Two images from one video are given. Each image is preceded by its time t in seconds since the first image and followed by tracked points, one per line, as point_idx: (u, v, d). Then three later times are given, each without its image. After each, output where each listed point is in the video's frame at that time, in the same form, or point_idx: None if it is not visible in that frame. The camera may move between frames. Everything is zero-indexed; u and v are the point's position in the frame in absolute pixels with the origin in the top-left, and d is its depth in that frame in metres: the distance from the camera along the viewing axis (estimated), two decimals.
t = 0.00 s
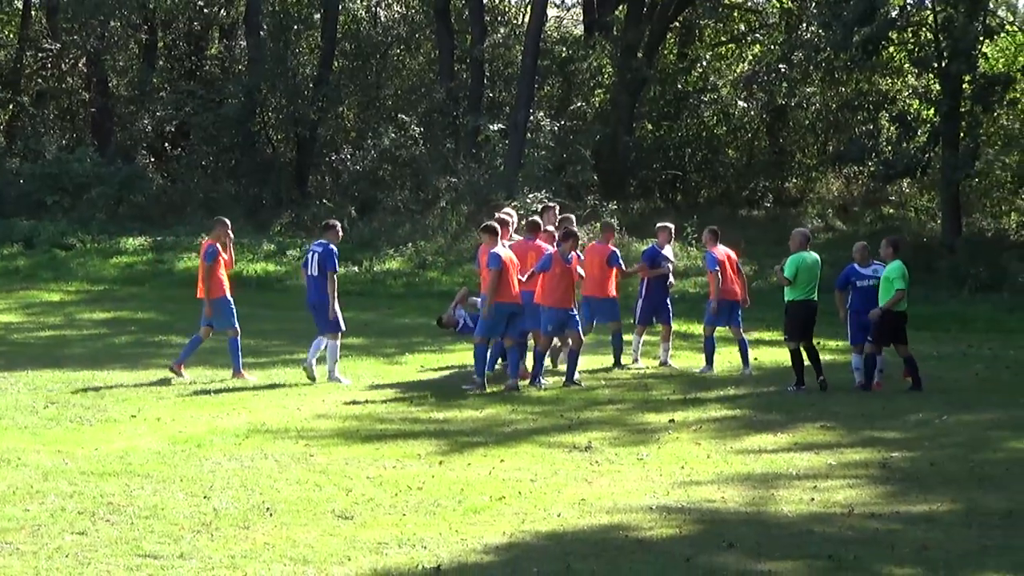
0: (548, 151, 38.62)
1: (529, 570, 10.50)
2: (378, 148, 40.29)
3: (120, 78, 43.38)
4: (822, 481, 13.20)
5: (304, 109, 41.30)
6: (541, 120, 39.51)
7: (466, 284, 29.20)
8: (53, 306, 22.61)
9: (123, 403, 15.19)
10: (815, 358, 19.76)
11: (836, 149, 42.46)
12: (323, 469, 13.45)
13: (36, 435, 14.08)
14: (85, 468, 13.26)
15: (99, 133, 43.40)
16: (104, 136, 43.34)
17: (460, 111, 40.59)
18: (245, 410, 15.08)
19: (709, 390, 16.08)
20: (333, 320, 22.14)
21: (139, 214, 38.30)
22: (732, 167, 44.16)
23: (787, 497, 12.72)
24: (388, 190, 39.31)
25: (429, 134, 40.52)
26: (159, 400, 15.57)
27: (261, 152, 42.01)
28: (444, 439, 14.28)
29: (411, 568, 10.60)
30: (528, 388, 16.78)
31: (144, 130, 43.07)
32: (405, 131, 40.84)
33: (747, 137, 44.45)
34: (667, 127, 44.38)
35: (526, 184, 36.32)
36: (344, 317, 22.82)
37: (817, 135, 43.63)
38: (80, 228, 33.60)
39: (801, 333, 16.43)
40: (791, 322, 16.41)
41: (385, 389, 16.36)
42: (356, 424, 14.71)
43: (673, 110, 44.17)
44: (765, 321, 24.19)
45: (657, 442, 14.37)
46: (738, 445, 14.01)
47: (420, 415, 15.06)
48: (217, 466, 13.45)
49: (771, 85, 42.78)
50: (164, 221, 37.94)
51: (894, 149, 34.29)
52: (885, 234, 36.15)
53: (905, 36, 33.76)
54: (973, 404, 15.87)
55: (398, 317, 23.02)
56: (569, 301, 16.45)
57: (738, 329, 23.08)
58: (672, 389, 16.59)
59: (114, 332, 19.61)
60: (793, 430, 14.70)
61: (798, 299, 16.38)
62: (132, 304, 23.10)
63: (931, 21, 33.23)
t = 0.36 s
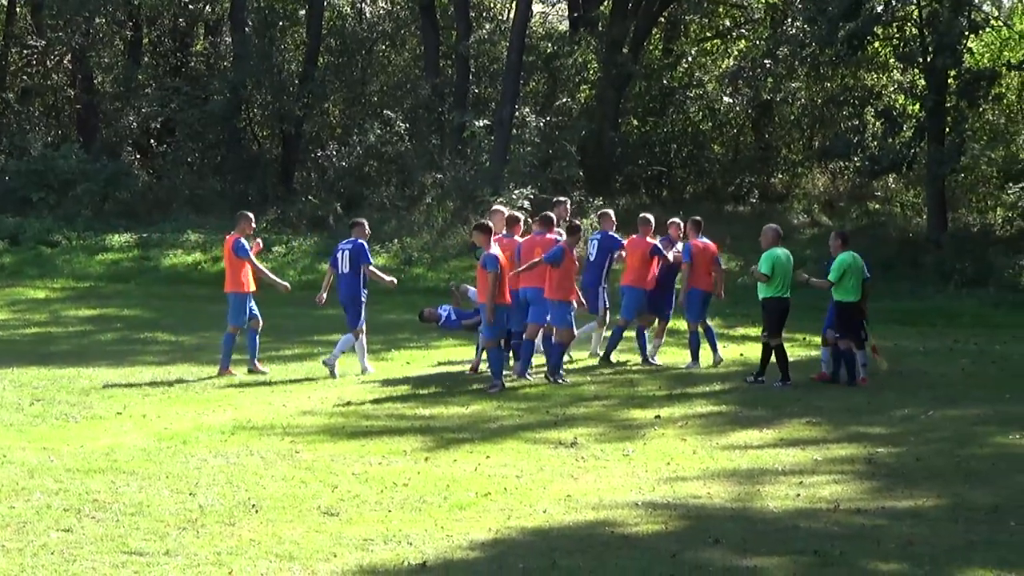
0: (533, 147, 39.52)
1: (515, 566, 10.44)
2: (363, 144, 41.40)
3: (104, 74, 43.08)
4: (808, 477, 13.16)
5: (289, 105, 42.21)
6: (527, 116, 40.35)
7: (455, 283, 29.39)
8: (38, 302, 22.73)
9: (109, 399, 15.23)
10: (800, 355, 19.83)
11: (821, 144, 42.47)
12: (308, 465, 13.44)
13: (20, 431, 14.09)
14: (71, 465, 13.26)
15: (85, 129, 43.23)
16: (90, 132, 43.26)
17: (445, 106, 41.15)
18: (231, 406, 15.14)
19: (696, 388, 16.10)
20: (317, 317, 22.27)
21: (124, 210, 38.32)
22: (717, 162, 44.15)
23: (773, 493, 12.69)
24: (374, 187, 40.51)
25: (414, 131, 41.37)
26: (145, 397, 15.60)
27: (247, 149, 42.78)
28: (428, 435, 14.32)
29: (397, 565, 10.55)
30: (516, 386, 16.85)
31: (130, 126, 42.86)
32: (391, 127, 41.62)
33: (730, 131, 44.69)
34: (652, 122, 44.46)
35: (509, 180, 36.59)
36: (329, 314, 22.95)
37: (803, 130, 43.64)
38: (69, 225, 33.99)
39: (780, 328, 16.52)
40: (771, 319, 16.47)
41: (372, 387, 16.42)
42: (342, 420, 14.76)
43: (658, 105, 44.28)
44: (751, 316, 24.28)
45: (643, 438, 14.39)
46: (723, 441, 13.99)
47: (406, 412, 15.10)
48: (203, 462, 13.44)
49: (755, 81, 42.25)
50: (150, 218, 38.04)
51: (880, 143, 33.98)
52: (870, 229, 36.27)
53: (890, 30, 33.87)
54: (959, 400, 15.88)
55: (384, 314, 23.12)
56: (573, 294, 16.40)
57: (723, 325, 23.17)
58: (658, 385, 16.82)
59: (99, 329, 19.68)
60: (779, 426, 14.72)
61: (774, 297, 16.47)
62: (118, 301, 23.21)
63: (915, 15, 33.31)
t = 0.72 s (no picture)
0: (521, 145, 39.70)
1: (504, 565, 10.42)
2: (353, 143, 41.64)
3: (93, 73, 43.06)
4: (796, 474, 13.14)
5: (278, 103, 42.47)
6: (514, 114, 40.63)
7: (445, 283, 29.46)
8: (26, 300, 22.76)
9: (97, 398, 15.23)
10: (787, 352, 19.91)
11: (810, 142, 42.25)
12: (297, 464, 13.42)
13: (7, 430, 14.08)
14: (60, 464, 13.24)
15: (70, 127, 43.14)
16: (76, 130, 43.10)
17: (434, 104, 41.63)
18: (220, 405, 15.15)
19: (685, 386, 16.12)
20: (306, 316, 22.30)
21: (112, 209, 38.26)
22: (705, 160, 44.33)
23: (761, 491, 12.68)
24: (362, 184, 40.94)
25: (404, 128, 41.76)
26: (133, 396, 15.62)
27: (236, 146, 42.60)
28: (417, 432, 14.36)
29: (385, 563, 10.52)
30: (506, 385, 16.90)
31: (117, 125, 42.77)
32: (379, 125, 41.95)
33: (718, 127, 44.89)
34: (641, 120, 44.45)
35: (497, 179, 36.74)
36: (316, 313, 22.98)
37: (791, 127, 43.69)
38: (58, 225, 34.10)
39: (754, 325, 16.71)
40: (745, 314, 16.72)
41: (361, 384, 16.45)
42: (331, 418, 14.79)
43: (646, 103, 44.14)
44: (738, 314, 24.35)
45: (631, 436, 14.41)
46: (710, 438, 13.98)
47: (396, 409, 15.16)
48: (192, 461, 13.43)
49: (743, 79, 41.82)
50: (137, 216, 38.07)
51: (868, 141, 33.94)
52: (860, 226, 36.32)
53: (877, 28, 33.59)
54: (947, 396, 15.89)
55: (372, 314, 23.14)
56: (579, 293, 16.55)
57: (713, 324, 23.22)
58: (646, 382, 16.91)
59: (86, 327, 19.70)
60: (768, 423, 14.75)
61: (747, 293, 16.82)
62: (105, 300, 23.23)
63: (903, 13, 33.11)
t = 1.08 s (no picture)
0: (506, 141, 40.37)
1: (489, 566, 10.25)
2: (335, 140, 42.03)
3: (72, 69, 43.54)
4: (785, 475, 12.95)
5: (260, 100, 42.04)
6: (500, 110, 40.98)
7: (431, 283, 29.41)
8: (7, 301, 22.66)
9: (76, 398, 15.07)
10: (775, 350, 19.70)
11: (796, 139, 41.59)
12: (279, 464, 13.23)
13: None
14: (39, 465, 13.05)
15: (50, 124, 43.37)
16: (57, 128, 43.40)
17: (417, 100, 41.96)
18: (201, 405, 14.97)
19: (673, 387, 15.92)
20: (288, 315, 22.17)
21: (92, 206, 38.22)
22: (693, 157, 44.31)
23: (750, 491, 12.48)
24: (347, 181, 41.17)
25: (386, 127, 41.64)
26: (113, 397, 15.45)
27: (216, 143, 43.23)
28: (399, 432, 14.20)
29: (369, 565, 10.34)
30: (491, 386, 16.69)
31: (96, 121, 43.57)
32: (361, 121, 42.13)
33: (707, 123, 44.33)
34: (626, 117, 44.44)
35: (482, 177, 37.30)
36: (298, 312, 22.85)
37: (779, 124, 43.04)
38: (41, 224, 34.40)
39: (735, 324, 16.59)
40: (727, 311, 16.58)
41: (345, 385, 16.26)
42: (313, 418, 14.61)
43: (633, 99, 44.22)
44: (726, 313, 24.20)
45: (617, 436, 14.22)
46: (698, 438, 13.79)
47: (378, 409, 14.99)
48: (173, 462, 13.23)
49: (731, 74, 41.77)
50: (116, 212, 38.15)
51: (858, 139, 33.82)
52: (848, 222, 36.26)
53: (866, 23, 33.44)
54: (939, 396, 15.70)
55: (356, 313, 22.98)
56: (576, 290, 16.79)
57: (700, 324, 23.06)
58: (634, 382, 16.72)
59: (66, 327, 19.57)
60: (757, 423, 14.57)
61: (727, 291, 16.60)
62: (84, 299, 23.14)
63: (893, 8, 33.00)
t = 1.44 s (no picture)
0: (499, 133, 39.97)
1: None
2: (315, 130, 41.37)
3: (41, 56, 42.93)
4: (788, 484, 12.32)
5: (238, 88, 41.75)
6: (490, 100, 41.40)
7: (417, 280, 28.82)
8: None
9: (43, 403, 14.47)
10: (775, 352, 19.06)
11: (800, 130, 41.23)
12: (259, 471, 12.58)
13: None
14: (5, 472, 12.40)
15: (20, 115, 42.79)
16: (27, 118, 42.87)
17: (403, 90, 41.46)
18: (176, 409, 14.36)
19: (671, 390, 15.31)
20: (268, 314, 21.55)
21: (61, 198, 37.70)
22: (692, 150, 43.33)
23: (751, 501, 11.85)
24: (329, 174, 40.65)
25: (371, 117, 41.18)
26: (84, 400, 14.87)
27: (193, 134, 42.96)
28: (384, 437, 13.58)
29: None
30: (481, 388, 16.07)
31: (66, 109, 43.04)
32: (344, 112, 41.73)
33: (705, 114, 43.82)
34: (623, 107, 43.76)
35: (470, 169, 36.78)
36: (276, 310, 22.24)
37: (782, 115, 42.54)
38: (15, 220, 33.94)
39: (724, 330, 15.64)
40: (721, 319, 15.62)
41: (330, 387, 15.65)
42: (293, 423, 14.01)
43: (630, 89, 43.64)
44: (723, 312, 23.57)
45: (613, 442, 13.60)
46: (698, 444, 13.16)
47: (362, 413, 14.39)
48: (146, 469, 12.59)
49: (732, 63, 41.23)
50: (88, 205, 37.61)
51: (866, 130, 33.25)
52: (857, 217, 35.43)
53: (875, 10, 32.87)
54: (949, 400, 15.08)
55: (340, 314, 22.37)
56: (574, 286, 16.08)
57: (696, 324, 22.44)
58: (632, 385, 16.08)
59: (35, 326, 18.96)
60: (759, 429, 13.96)
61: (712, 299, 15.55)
62: (53, 297, 22.55)
63: None
